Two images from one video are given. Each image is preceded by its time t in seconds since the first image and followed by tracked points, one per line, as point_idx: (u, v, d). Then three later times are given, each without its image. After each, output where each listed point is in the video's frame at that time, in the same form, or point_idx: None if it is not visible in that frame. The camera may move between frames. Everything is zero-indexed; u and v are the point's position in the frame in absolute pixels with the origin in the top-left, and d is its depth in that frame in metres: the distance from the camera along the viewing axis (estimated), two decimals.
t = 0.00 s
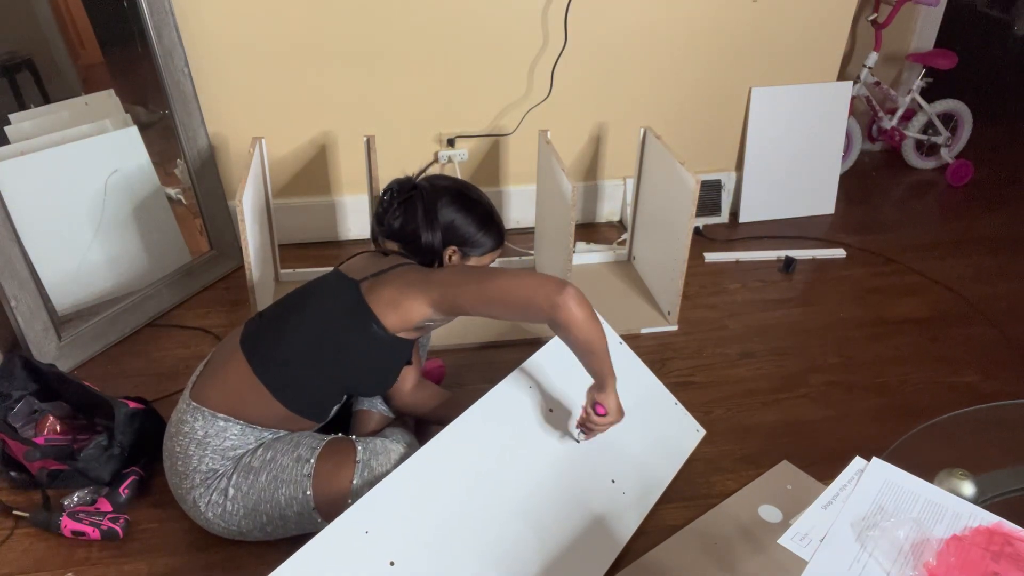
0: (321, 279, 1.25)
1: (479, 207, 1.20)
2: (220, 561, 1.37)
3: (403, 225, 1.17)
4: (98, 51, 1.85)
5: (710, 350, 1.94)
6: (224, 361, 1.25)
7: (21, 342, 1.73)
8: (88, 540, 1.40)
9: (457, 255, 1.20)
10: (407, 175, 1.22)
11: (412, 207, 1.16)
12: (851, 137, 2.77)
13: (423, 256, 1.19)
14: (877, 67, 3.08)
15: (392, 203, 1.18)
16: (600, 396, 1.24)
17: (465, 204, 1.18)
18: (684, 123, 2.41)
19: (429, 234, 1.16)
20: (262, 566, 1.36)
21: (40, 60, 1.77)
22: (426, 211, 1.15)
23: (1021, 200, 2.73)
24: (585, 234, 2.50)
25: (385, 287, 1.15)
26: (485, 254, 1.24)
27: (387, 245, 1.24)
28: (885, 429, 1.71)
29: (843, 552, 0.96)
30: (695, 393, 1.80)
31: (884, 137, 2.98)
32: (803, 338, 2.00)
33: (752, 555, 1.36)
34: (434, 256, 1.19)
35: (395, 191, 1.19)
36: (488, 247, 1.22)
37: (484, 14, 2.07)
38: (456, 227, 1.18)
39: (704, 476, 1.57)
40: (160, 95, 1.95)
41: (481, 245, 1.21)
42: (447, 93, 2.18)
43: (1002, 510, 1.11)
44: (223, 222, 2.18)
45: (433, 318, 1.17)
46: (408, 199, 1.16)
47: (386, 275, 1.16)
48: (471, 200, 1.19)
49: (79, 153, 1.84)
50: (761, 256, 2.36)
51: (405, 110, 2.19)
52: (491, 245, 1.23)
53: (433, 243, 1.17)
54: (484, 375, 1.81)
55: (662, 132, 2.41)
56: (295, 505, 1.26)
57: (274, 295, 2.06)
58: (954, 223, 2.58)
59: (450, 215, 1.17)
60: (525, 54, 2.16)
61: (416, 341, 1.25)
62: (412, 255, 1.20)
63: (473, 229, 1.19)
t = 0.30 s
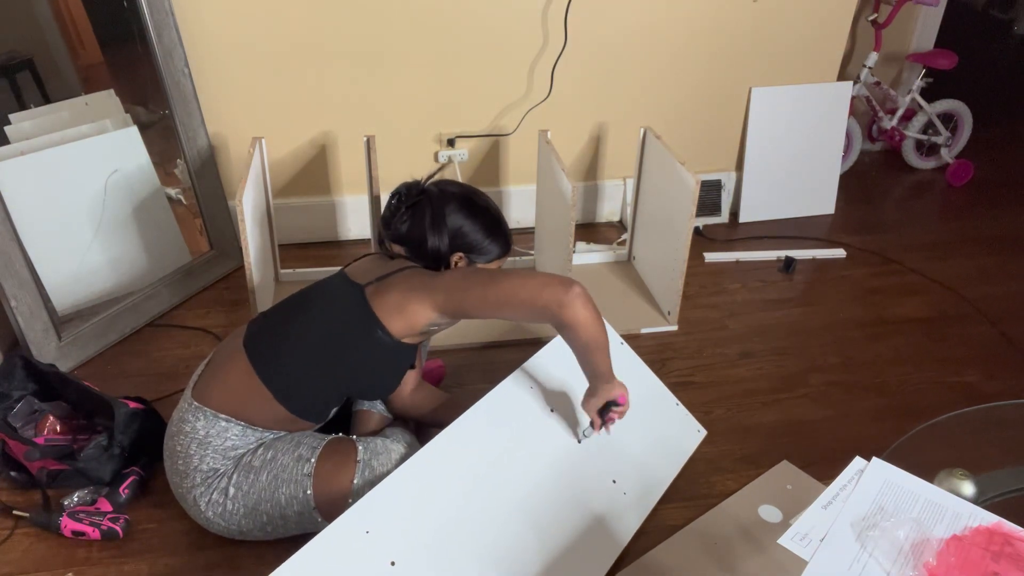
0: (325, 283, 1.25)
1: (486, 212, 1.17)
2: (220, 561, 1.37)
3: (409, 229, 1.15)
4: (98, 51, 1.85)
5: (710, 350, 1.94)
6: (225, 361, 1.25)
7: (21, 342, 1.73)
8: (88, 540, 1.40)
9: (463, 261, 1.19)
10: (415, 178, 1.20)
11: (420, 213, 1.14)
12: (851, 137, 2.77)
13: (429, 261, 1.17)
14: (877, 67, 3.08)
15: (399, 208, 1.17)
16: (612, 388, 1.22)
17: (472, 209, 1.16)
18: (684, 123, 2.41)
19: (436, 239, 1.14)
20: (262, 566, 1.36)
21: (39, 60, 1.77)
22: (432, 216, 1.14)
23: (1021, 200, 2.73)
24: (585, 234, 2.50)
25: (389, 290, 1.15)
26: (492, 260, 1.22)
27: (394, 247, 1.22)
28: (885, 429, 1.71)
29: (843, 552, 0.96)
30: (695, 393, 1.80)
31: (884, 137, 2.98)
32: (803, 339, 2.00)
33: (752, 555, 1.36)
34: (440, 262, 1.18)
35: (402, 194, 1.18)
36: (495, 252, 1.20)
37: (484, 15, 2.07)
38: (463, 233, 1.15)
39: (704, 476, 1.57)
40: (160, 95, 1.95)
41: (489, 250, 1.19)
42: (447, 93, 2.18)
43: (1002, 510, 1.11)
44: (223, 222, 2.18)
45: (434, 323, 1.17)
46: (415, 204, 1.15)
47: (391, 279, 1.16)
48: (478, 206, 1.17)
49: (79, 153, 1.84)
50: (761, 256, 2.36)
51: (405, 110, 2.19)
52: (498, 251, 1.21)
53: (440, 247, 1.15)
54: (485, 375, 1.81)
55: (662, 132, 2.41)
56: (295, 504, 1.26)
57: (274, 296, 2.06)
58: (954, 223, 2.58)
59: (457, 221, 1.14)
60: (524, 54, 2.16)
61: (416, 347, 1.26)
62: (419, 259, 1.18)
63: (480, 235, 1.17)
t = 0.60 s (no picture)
0: (326, 284, 1.25)
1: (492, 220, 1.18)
2: (220, 561, 1.37)
3: (415, 233, 1.16)
4: (98, 51, 1.85)
5: (710, 350, 1.94)
6: (225, 361, 1.25)
7: (21, 342, 1.73)
8: (88, 541, 1.40)
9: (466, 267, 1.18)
10: (423, 184, 1.21)
11: (427, 217, 1.15)
12: (851, 137, 2.77)
13: (434, 266, 1.17)
14: (877, 67, 3.08)
15: (405, 212, 1.18)
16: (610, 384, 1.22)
17: (478, 215, 1.16)
18: (684, 123, 2.41)
19: (442, 243, 1.14)
20: (262, 566, 1.36)
21: (40, 59, 1.77)
22: (438, 220, 1.14)
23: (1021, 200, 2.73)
24: (585, 234, 2.50)
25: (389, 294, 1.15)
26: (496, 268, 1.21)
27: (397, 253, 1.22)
28: (885, 429, 1.71)
29: (843, 552, 0.96)
30: (696, 393, 1.80)
31: (884, 137, 2.98)
32: (803, 339, 2.00)
33: (752, 555, 1.36)
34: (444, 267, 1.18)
35: (410, 199, 1.19)
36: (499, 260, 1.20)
37: (484, 15, 2.07)
38: (469, 239, 1.15)
39: (704, 476, 1.57)
40: (160, 95, 1.95)
41: (493, 258, 1.19)
42: (447, 93, 2.18)
43: (1002, 510, 1.11)
44: (223, 223, 2.18)
45: (433, 324, 1.17)
46: (422, 208, 1.16)
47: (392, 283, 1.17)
48: (484, 213, 1.17)
49: (79, 153, 1.84)
50: (761, 256, 2.36)
51: (405, 110, 2.19)
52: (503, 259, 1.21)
53: (445, 251, 1.15)
54: (485, 375, 1.81)
55: (662, 132, 2.41)
56: (295, 505, 1.26)
57: (274, 296, 2.06)
58: (954, 224, 2.58)
59: (463, 225, 1.15)
60: (525, 54, 2.16)
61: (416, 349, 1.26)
62: (423, 264, 1.18)
63: (486, 242, 1.17)
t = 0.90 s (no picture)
0: (325, 282, 1.24)
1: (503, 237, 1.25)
2: (220, 561, 1.37)
3: (438, 230, 1.17)
4: (98, 51, 1.85)
5: (711, 350, 1.94)
6: (225, 361, 1.25)
7: (21, 342, 1.73)
8: (88, 541, 1.40)
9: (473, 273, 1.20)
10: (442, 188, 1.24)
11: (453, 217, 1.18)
12: (851, 137, 2.77)
13: (447, 264, 1.19)
14: (877, 67, 3.08)
15: (422, 209, 1.20)
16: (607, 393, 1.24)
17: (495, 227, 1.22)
18: (684, 123, 2.41)
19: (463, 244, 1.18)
20: (261, 566, 1.36)
21: (39, 60, 1.76)
22: (464, 223, 1.18)
23: (1021, 200, 2.73)
24: (585, 234, 2.50)
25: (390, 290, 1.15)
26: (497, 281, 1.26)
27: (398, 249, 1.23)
28: (885, 429, 1.71)
29: (843, 552, 0.96)
30: (696, 393, 1.80)
31: (884, 138, 2.98)
32: (803, 339, 2.00)
33: (752, 555, 1.36)
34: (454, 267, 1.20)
35: (431, 199, 1.21)
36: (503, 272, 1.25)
37: (484, 15, 2.07)
38: (485, 247, 1.20)
39: (704, 476, 1.57)
40: (160, 95, 1.95)
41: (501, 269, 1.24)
42: (447, 93, 2.18)
43: (1003, 510, 1.11)
44: (223, 223, 2.19)
45: (433, 323, 1.16)
46: (448, 209, 1.18)
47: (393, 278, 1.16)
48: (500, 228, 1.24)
49: (79, 153, 1.84)
50: (761, 256, 2.36)
51: (405, 110, 2.19)
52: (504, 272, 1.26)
53: (458, 253, 1.18)
54: (485, 375, 1.81)
55: (662, 132, 2.41)
56: (295, 506, 1.26)
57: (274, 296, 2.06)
58: (954, 224, 2.58)
59: (484, 233, 1.20)
60: (525, 55, 2.16)
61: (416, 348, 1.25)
62: (434, 261, 1.20)
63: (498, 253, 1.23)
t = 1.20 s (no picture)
0: (325, 281, 1.24)
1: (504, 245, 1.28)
2: (220, 561, 1.37)
3: (443, 233, 1.19)
4: (98, 51, 1.85)
5: (711, 350, 1.94)
6: (224, 361, 1.25)
7: (21, 342, 1.73)
8: (88, 540, 1.40)
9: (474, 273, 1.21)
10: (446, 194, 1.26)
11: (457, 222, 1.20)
12: (851, 137, 2.77)
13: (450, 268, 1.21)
14: (877, 67, 3.08)
15: (428, 213, 1.22)
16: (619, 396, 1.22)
17: (498, 235, 1.25)
18: (684, 123, 2.41)
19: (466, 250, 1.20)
20: (262, 566, 1.36)
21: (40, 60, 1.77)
22: (468, 230, 1.20)
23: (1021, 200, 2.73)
24: (585, 234, 2.50)
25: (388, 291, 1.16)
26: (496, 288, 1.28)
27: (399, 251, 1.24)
28: (885, 429, 1.71)
29: (843, 552, 0.96)
30: (696, 393, 1.80)
31: (884, 138, 2.98)
32: (803, 339, 2.00)
33: (752, 555, 1.36)
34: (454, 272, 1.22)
35: (436, 203, 1.23)
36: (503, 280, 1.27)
37: (485, 15, 2.07)
38: (488, 253, 1.22)
39: (704, 476, 1.57)
40: (160, 95, 1.95)
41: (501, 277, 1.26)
42: (447, 93, 2.18)
43: (1002, 510, 1.11)
44: (223, 223, 2.19)
45: (431, 322, 1.16)
46: (452, 214, 1.20)
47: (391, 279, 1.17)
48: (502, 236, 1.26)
49: (79, 153, 1.84)
50: (761, 256, 2.36)
51: (405, 110, 2.19)
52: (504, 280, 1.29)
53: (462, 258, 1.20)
54: (485, 376, 1.81)
55: (662, 132, 2.41)
56: (295, 505, 1.26)
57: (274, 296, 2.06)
58: (954, 224, 2.58)
59: (488, 240, 1.22)
60: (525, 55, 2.16)
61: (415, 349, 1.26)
62: (437, 264, 1.22)
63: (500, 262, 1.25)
